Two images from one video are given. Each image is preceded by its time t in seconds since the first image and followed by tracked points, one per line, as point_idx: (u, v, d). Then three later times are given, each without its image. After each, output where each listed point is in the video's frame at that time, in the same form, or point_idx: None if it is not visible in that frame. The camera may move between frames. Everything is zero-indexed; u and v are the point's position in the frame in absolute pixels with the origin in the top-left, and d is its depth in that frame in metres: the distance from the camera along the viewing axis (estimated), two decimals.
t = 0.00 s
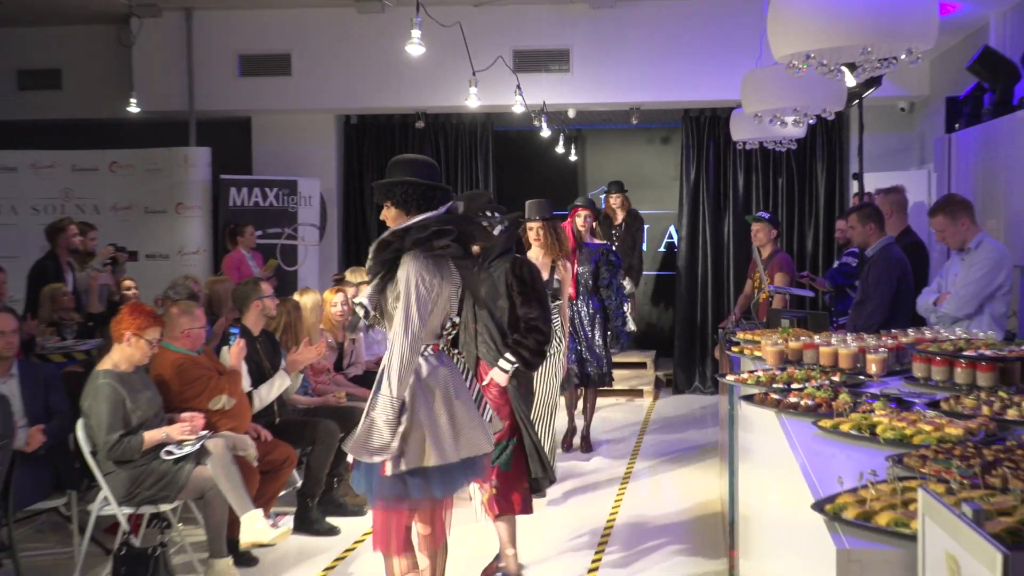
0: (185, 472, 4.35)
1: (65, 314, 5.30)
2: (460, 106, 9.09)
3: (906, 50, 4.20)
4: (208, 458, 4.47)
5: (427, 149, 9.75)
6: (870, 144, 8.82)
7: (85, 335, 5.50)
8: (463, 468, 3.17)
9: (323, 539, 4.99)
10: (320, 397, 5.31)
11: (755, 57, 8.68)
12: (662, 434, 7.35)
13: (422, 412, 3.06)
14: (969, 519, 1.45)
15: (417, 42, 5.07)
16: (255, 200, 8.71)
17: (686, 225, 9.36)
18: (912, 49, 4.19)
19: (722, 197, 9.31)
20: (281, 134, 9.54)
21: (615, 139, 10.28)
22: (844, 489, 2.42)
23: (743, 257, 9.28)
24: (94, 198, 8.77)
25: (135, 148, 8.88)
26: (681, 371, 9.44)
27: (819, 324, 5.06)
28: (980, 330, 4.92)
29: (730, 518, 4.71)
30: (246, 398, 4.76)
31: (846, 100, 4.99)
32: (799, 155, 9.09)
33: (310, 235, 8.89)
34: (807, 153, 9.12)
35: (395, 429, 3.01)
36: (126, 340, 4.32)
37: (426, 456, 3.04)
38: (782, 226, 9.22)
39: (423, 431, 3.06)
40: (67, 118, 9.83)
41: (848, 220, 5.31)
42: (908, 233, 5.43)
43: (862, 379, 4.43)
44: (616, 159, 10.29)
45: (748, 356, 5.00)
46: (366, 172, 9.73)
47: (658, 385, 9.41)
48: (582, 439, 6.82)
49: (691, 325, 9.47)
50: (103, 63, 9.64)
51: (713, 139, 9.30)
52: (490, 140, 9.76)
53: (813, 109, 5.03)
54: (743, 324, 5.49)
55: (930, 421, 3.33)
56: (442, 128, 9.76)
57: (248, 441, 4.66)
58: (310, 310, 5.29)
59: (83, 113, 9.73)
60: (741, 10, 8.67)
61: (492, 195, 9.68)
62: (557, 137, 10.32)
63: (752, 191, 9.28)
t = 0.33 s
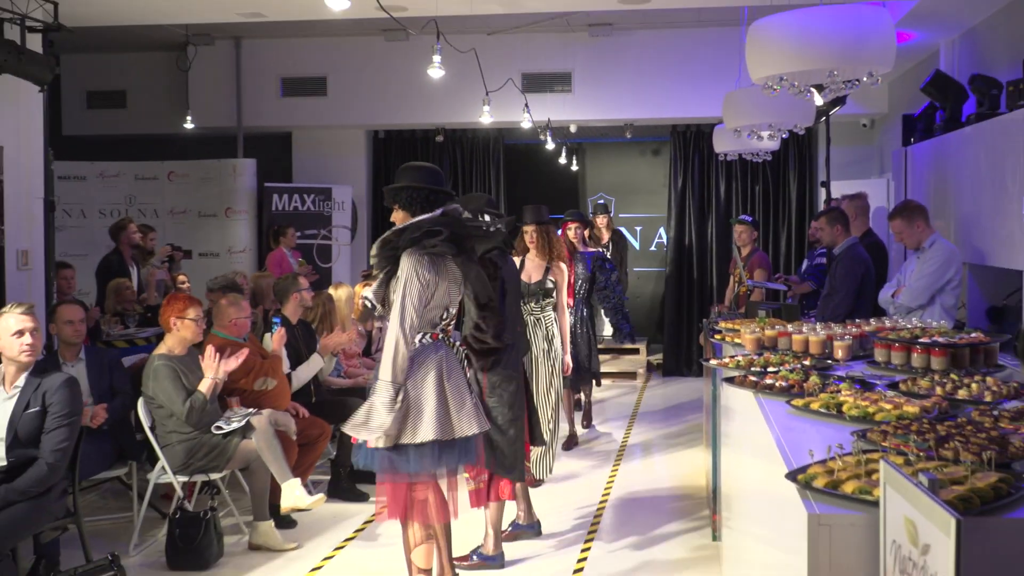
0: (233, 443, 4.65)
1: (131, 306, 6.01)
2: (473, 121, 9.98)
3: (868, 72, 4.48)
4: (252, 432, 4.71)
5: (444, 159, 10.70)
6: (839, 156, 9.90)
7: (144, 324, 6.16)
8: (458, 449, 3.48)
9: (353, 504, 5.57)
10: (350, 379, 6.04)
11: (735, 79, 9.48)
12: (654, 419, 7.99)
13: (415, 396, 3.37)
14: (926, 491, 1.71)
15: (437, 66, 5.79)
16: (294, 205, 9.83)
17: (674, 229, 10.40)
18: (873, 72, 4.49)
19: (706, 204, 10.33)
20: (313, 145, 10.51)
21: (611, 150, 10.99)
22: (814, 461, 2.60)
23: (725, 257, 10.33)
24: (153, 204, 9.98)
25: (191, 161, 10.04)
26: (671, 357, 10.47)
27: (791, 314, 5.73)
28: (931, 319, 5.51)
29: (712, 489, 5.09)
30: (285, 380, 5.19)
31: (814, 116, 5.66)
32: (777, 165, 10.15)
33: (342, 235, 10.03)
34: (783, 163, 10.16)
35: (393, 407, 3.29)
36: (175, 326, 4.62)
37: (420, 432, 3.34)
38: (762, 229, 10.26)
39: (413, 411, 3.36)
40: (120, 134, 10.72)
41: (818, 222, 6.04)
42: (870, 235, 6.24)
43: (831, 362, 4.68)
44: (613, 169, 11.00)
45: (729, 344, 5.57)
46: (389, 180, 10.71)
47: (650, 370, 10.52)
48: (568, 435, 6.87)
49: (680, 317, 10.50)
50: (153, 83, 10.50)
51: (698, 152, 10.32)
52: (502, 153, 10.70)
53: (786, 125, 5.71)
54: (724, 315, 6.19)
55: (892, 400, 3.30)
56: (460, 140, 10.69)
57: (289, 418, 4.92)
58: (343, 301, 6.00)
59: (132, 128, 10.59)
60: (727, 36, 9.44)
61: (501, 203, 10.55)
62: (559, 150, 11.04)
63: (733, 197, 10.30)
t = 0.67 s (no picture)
0: (235, 443, 4.63)
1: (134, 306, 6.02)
2: (476, 121, 9.99)
3: (871, 72, 4.47)
4: (254, 431, 4.70)
5: (447, 158, 10.71)
6: (840, 155, 9.90)
7: (147, 324, 6.16)
8: (475, 443, 3.53)
9: (357, 504, 5.57)
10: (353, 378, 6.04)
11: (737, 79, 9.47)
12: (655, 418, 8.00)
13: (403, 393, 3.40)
14: (928, 490, 1.71)
15: (439, 65, 5.79)
16: (298, 205, 9.85)
17: (677, 228, 10.41)
18: (876, 71, 4.48)
19: (708, 204, 10.35)
20: (315, 145, 10.52)
21: (613, 149, 10.97)
22: (818, 460, 2.61)
23: (727, 255, 10.35)
24: (157, 203, 9.99)
25: (194, 161, 10.04)
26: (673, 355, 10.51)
27: (793, 314, 5.74)
28: (934, 318, 5.49)
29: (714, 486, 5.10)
30: (287, 379, 5.17)
31: (816, 116, 5.66)
32: (780, 164, 10.17)
33: (345, 234, 10.04)
34: (786, 162, 10.17)
35: (373, 400, 3.34)
36: (175, 325, 4.61)
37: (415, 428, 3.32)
38: (765, 229, 10.27)
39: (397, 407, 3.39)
40: (125, 134, 10.73)
41: (817, 229, 6.07)
42: (872, 235, 6.27)
43: (833, 361, 4.65)
44: (615, 169, 10.99)
45: (730, 342, 5.55)
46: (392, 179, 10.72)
47: (653, 369, 10.55)
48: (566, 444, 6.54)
49: (682, 317, 10.52)
50: (157, 82, 10.51)
51: (700, 151, 10.33)
52: (504, 152, 10.70)
53: (789, 124, 5.71)
54: (725, 315, 6.20)
55: (895, 400, 3.30)
56: (461, 140, 10.69)
57: (291, 418, 4.95)
58: (345, 301, 6.01)
59: (137, 127, 10.60)
60: (728, 36, 9.44)
61: (503, 203, 10.55)
62: (561, 149, 11.04)
63: (736, 197, 10.32)
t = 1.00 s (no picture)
0: (238, 442, 4.64)
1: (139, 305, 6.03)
2: (478, 121, 9.99)
3: (874, 72, 4.47)
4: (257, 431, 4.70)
5: (449, 158, 10.71)
6: (841, 155, 9.89)
7: (150, 323, 6.17)
8: (469, 444, 3.50)
9: (360, 503, 5.56)
10: (356, 378, 6.07)
11: (739, 79, 9.46)
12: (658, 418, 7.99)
13: (431, 395, 3.40)
14: (930, 490, 1.71)
15: (442, 66, 5.80)
16: (300, 205, 9.86)
17: (679, 227, 10.43)
18: (878, 71, 4.47)
19: (711, 204, 10.35)
20: (318, 145, 10.54)
21: (615, 149, 10.97)
22: (820, 460, 2.60)
23: (729, 254, 10.35)
24: (159, 203, 10.00)
25: (196, 161, 10.05)
26: (675, 355, 10.52)
27: (796, 314, 5.74)
28: (938, 318, 5.48)
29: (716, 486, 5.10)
30: (289, 378, 5.16)
31: (818, 116, 5.66)
32: (783, 163, 10.16)
33: (347, 234, 10.04)
34: (789, 161, 10.16)
35: (412, 412, 3.34)
36: (178, 324, 4.61)
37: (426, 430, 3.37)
38: (767, 229, 10.26)
39: (431, 411, 3.39)
40: (128, 134, 10.75)
41: (822, 225, 6.08)
42: (874, 235, 6.27)
43: (835, 361, 4.64)
44: (618, 168, 11.00)
45: (732, 342, 5.55)
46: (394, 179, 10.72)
47: (655, 369, 10.56)
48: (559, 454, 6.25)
49: (684, 318, 10.53)
50: (161, 83, 10.52)
51: (703, 151, 10.33)
52: (506, 152, 10.71)
53: (791, 124, 5.71)
54: (728, 315, 6.20)
55: (897, 400, 3.30)
56: (463, 139, 10.70)
57: (293, 417, 4.96)
58: (347, 300, 6.03)
59: (140, 127, 10.61)
60: (730, 36, 9.44)
61: (505, 202, 10.56)
62: (564, 149, 11.04)
63: (739, 196, 10.32)
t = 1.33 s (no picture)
0: (244, 441, 4.65)
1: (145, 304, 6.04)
2: (485, 120, 10.00)
3: (880, 70, 4.45)
4: (263, 430, 4.71)
5: (456, 157, 10.72)
6: (847, 154, 9.87)
7: (157, 322, 6.20)
8: (477, 443, 3.51)
9: (366, 501, 5.58)
10: (362, 376, 6.09)
11: (745, 77, 9.46)
12: (664, 417, 7.99)
13: (430, 393, 3.41)
14: (938, 490, 1.71)
15: (447, 65, 5.81)
16: (307, 204, 9.89)
17: (685, 226, 10.43)
18: (885, 70, 4.46)
19: (717, 203, 10.33)
20: (324, 145, 10.56)
21: (621, 148, 10.97)
22: (826, 460, 2.60)
23: (735, 253, 10.34)
24: (167, 202, 10.04)
25: (203, 160, 10.09)
26: (681, 355, 10.50)
27: (802, 314, 5.73)
28: (946, 318, 5.48)
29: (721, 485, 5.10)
30: (295, 376, 5.15)
31: (825, 115, 5.65)
32: (788, 162, 10.15)
33: (354, 233, 10.05)
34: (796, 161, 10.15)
35: (404, 409, 3.36)
36: (187, 322, 4.64)
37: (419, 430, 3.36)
38: (774, 227, 10.24)
39: (431, 409, 3.39)
40: (137, 134, 10.79)
41: (828, 223, 6.07)
42: (882, 235, 6.27)
43: (841, 361, 4.61)
44: (623, 168, 11.00)
45: (737, 341, 5.53)
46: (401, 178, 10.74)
47: (661, 368, 10.56)
48: (564, 455, 6.25)
49: (690, 318, 10.53)
50: (169, 82, 10.57)
51: (709, 150, 10.32)
52: (512, 151, 10.71)
53: (797, 123, 5.70)
54: (734, 314, 6.20)
55: (904, 400, 3.30)
56: (469, 138, 10.71)
57: (300, 416, 4.96)
58: (355, 300, 6.04)
59: (148, 127, 10.65)
60: (735, 35, 9.44)
61: (510, 201, 10.57)
62: (569, 148, 11.04)
63: (744, 196, 10.30)
